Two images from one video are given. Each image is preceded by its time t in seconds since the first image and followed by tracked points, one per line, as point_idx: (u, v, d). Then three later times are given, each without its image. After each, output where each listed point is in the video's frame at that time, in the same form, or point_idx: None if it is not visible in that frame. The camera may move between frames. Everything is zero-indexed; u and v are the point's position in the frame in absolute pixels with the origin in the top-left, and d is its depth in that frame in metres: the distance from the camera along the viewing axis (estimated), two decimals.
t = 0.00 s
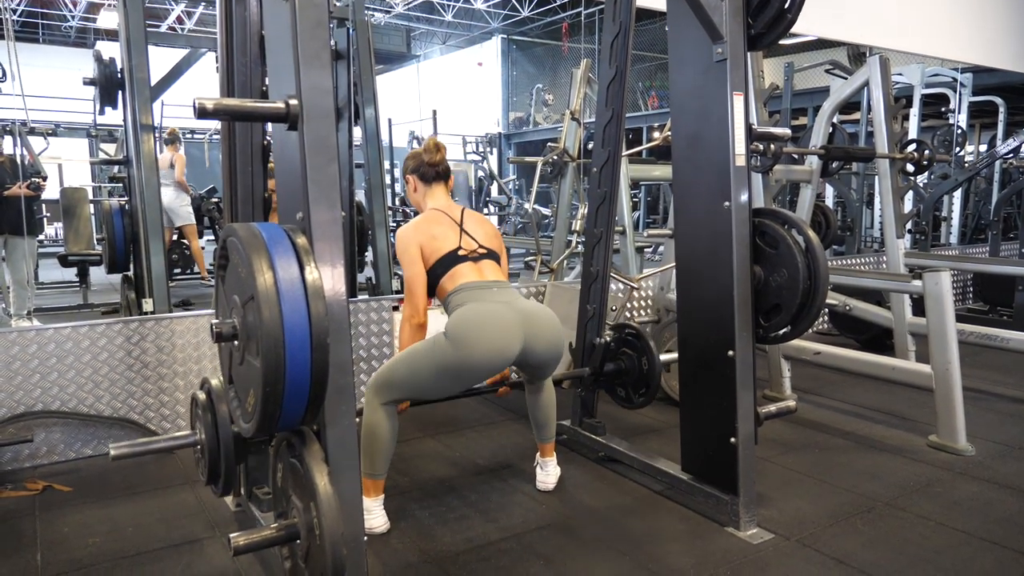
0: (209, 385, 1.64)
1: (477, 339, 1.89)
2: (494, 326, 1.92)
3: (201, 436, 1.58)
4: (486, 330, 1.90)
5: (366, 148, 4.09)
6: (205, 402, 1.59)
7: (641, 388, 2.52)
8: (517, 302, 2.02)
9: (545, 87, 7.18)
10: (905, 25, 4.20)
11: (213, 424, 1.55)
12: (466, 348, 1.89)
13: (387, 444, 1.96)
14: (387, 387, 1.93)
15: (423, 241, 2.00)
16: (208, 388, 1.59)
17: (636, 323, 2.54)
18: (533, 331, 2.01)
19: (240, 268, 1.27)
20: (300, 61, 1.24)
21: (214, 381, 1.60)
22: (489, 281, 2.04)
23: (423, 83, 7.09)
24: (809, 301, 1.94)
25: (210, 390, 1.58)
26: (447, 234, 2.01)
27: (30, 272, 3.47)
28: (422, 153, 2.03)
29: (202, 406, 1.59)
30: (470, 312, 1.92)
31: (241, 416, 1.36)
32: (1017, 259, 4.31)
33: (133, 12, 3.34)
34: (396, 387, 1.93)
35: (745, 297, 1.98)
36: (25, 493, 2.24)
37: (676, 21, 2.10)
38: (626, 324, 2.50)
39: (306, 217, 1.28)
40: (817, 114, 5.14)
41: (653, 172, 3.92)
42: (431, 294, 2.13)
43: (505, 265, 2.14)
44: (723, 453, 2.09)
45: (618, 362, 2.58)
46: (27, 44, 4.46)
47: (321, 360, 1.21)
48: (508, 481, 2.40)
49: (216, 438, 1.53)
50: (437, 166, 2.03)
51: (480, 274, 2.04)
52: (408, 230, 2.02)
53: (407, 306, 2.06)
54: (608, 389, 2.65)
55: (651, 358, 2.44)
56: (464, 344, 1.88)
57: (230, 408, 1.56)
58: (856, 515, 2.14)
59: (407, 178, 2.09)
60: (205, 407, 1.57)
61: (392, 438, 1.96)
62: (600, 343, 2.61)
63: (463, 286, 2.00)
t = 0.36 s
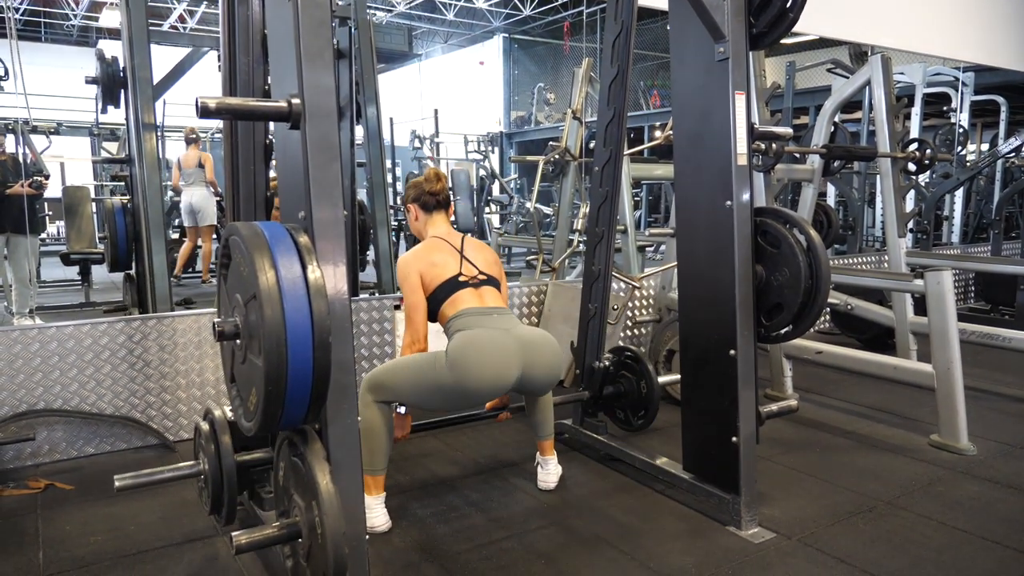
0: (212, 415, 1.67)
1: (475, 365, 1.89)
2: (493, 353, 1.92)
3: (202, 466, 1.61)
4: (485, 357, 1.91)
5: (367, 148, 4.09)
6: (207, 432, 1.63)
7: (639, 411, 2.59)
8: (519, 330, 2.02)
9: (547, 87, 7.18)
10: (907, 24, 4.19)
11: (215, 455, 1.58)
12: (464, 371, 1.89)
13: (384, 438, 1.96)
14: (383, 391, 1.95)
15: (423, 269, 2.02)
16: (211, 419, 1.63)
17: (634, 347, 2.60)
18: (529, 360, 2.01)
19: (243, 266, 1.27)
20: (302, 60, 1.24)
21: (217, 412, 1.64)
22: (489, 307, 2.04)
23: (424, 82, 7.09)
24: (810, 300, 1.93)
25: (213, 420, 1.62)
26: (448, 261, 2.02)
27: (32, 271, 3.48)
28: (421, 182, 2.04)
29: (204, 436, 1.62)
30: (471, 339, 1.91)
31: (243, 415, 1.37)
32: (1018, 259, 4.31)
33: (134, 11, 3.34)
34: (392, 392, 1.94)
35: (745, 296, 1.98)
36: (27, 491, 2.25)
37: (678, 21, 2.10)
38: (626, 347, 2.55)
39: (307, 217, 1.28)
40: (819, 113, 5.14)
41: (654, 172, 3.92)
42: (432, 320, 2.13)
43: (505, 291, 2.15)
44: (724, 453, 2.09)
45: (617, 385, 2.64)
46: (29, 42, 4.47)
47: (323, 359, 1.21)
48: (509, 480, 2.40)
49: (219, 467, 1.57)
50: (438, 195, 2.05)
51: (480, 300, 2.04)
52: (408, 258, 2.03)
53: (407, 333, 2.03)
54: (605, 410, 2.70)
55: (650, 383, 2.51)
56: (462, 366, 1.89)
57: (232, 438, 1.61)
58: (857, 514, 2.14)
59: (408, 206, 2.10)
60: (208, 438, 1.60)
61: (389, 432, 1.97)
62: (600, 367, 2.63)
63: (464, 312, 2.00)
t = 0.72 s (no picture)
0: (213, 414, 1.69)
1: (478, 360, 1.89)
2: (497, 349, 1.92)
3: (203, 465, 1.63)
4: (488, 352, 1.91)
5: (368, 148, 4.09)
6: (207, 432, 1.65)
7: (640, 410, 2.54)
8: (520, 326, 2.02)
9: (547, 87, 7.18)
10: (907, 24, 4.19)
11: (215, 455, 1.60)
12: (466, 366, 1.89)
13: (386, 439, 1.96)
14: (384, 391, 1.94)
15: (424, 268, 2.01)
16: (211, 418, 1.64)
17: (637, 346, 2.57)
18: (530, 356, 2.01)
19: (244, 267, 1.27)
20: (303, 62, 1.24)
21: (217, 412, 1.65)
22: (492, 305, 2.03)
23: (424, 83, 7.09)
24: (811, 301, 1.93)
25: (214, 420, 1.64)
26: (449, 259, 2.02)
27: (32, 272, 3.47)
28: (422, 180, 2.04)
29: (205, 436, 1.64)
30: (476, 335, 1.91)
31: (244, 416, 1.37)
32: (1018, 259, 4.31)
33: (135, 11, 3.34)
34: (393, 392, 1.94)
35: (745, 297, 1.99)
36: (28, 492, 2.25)
37: (678, 22, 2.10)
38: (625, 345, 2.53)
39: (308, 219, 1.28)
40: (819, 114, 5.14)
41: (654, 172, 3.93)
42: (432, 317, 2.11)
43: (506, 288, 2.14)
44: (725, 453, 2.09)
45: (618, 384, 2.60)
46: (30, 43, 4.47)
47: (323, 360, 1.22)
48: (509, 481, 2.40)
49: (219, 466, 1.58)
50: (439, 193, 2.04)
51: (483, 297, 2.03)
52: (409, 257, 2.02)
53: (407, 330, 2.02)
54: (608, 410, 2.66)
55: (650, 381, 2.47)
56: (465, 362, 1.89)
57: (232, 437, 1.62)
58: (857, 515, 2.14)
59: (409, 205, 2.09)
60: (209, 437, 1.62)
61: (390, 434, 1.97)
62: (600, 365, 2.62)
63: (466, 308, 1.99)
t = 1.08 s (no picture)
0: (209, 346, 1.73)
1: (477, 313, 1.90)
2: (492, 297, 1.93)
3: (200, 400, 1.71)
4: (485, 304, 1.91)
5: (367, 149, 4.10)
6: (205, 366, 1.69)
7: (644, 362, 2.49)
8: (516, 275, 2.02)
9: (546, 87, 7.19)
10: (905, 25, 4.20)
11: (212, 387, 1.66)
12: (465, 322, 1.89)
13: (394, 443, 1.95)
14: (393, 382, 1.93)
15: (427, 206, 1.98)
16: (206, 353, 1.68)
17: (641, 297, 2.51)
18: (526, 306, 2.01)
19: (242, 268, 1.28)
20: (302, 64, 1.24)
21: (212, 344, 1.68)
22: (492, 253, 2.02)
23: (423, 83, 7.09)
24: (810, 301, 1.93)
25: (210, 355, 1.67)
26: (453, 199, 1.99)
27: (31, 273, 3.46)
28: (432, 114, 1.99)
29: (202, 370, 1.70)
30: (470, 285, 1.93)
31: (243, 417, 1.37)
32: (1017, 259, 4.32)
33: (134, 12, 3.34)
34: (399, 379, 1.93)
35: (744, 297, 1.98)
36: (26, 494, 2.25)
37: (676, 23, 2.11)
38: (630, 295, 2.47)
39: (307, 220, 1.28)
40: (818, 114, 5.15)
41: (654, 173, 3.94)
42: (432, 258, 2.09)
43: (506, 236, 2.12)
44: (724, 454, 2.09)
45: (622, 335, 2.54)
46: (28, 46, 4.44)
47: (323, 361, 1.22)
48: (509, 482, 2.40)
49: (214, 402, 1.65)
50: (446, 128, 2.00)
51: (482, 244, 2.02)
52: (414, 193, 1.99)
53: (407, 269, 1.96)
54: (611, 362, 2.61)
55: (655, 331, 2.40)
56: (464, 316, 1.89)
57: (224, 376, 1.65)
58: (857, 516, 2.14)
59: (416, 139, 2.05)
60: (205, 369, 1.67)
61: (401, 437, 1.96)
62: (604, 316, 2.59)
63: (467, 255, 1.98)
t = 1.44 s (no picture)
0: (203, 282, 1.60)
1: (470, 290, 1.95)
2: (488, 283, 1.97)
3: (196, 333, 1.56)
4: (480, 285, 1.96)
5: (366, 152, 4.10)
6: (201, 298, 1.56)
7: (648, 313, 2.48)
8: (508, 258, 2.04)
9: (545, 90, 7.20)
10: (903, 27, 4.21)
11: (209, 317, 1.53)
12: (459, 300, 1.95)
13: (400, 447, 1.96)
14: (405, 382, 1.97)
15: (452, 159, 1.89)
16: (205, 285, 1.55)
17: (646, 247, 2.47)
18: (516, 281, 2.05)
19: (241, 272, 1.28)
20: (301, 68, 1.24)
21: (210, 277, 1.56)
22: (490, 235, 2.00)
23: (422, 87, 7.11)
24: (809, 303, 1.93)
25: (207, 287, 1.55)
26: (478, 157, 1.93)
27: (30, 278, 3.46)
28: (470, 49, 1.92)
29: (198, 302, 1.56)
30: (458, 259, 1.96)
31: (243, 421, 1.37)
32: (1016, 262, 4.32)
33: (133, 17, 3.35)
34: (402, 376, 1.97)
35: (743, 300, 1.99)
36: (25, 499, 2.24)
37: (674, 26, 2.11)
38: (636, 246, 2.43)
39: (307, 223, 1.28)
40: (817, 117, 5.15)
41: (653, 175, 3.96)
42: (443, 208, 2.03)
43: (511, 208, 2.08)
44: (724, 457, 2.09)
45: (626, 287, 2.51)
46: (28, 49, 4.49)
47: (322, 365, 1.21)
48: (508, 485, 2.40)
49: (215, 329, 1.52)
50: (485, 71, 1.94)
51: (484, 225, 1.99)
52: (441, 139, 1.88)
53: (420, 217, 1.92)
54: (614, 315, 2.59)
55: (661, 282, 2.38)
56: (462, 299, 1.95)
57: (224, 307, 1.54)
58: (857, 518, 2.14)
59: (449, 70, 1.97)
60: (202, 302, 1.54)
61: (411, 442, 1.97)
62: (609, 267, 2.52)
63: (463, 233, 1.97)
